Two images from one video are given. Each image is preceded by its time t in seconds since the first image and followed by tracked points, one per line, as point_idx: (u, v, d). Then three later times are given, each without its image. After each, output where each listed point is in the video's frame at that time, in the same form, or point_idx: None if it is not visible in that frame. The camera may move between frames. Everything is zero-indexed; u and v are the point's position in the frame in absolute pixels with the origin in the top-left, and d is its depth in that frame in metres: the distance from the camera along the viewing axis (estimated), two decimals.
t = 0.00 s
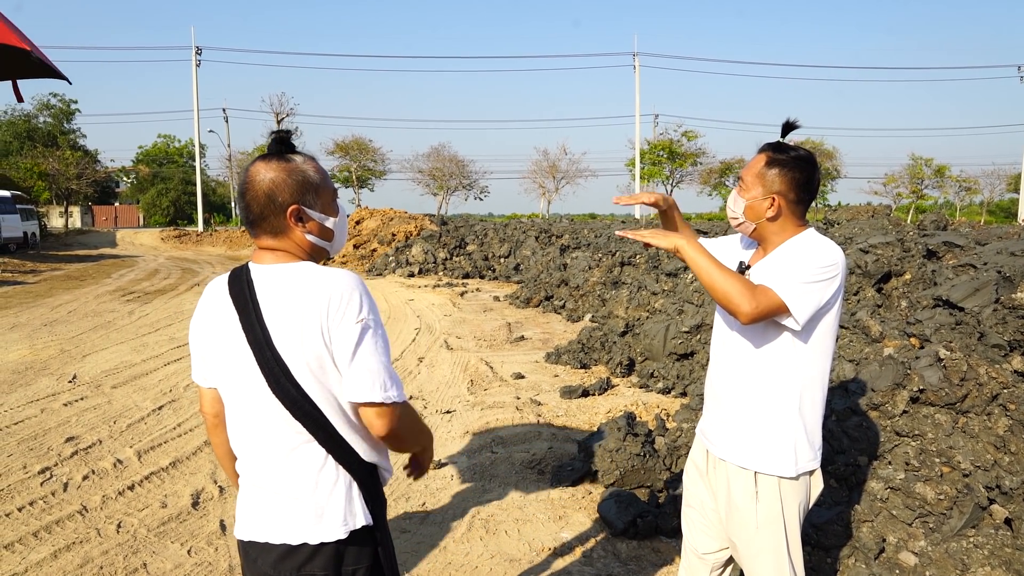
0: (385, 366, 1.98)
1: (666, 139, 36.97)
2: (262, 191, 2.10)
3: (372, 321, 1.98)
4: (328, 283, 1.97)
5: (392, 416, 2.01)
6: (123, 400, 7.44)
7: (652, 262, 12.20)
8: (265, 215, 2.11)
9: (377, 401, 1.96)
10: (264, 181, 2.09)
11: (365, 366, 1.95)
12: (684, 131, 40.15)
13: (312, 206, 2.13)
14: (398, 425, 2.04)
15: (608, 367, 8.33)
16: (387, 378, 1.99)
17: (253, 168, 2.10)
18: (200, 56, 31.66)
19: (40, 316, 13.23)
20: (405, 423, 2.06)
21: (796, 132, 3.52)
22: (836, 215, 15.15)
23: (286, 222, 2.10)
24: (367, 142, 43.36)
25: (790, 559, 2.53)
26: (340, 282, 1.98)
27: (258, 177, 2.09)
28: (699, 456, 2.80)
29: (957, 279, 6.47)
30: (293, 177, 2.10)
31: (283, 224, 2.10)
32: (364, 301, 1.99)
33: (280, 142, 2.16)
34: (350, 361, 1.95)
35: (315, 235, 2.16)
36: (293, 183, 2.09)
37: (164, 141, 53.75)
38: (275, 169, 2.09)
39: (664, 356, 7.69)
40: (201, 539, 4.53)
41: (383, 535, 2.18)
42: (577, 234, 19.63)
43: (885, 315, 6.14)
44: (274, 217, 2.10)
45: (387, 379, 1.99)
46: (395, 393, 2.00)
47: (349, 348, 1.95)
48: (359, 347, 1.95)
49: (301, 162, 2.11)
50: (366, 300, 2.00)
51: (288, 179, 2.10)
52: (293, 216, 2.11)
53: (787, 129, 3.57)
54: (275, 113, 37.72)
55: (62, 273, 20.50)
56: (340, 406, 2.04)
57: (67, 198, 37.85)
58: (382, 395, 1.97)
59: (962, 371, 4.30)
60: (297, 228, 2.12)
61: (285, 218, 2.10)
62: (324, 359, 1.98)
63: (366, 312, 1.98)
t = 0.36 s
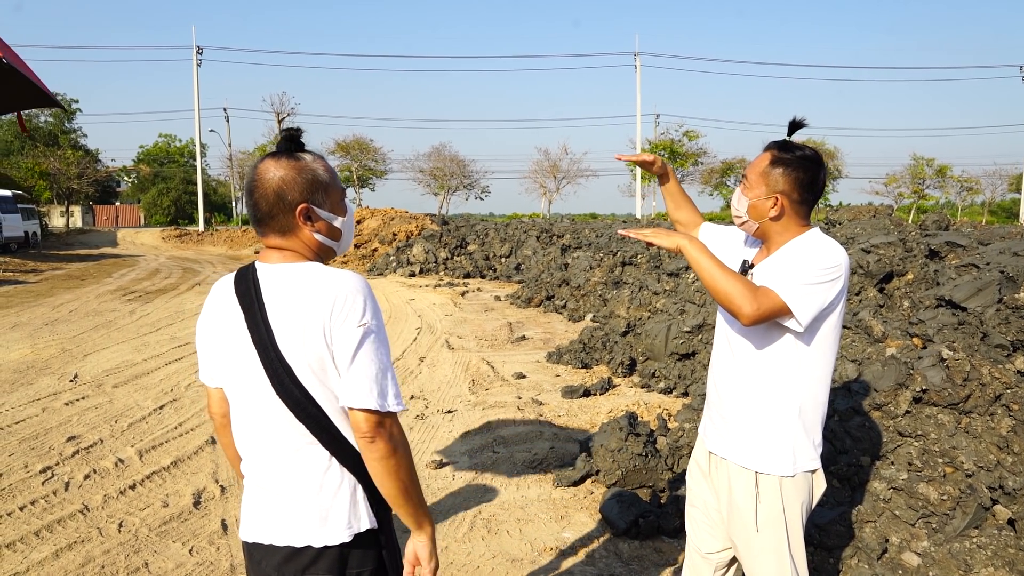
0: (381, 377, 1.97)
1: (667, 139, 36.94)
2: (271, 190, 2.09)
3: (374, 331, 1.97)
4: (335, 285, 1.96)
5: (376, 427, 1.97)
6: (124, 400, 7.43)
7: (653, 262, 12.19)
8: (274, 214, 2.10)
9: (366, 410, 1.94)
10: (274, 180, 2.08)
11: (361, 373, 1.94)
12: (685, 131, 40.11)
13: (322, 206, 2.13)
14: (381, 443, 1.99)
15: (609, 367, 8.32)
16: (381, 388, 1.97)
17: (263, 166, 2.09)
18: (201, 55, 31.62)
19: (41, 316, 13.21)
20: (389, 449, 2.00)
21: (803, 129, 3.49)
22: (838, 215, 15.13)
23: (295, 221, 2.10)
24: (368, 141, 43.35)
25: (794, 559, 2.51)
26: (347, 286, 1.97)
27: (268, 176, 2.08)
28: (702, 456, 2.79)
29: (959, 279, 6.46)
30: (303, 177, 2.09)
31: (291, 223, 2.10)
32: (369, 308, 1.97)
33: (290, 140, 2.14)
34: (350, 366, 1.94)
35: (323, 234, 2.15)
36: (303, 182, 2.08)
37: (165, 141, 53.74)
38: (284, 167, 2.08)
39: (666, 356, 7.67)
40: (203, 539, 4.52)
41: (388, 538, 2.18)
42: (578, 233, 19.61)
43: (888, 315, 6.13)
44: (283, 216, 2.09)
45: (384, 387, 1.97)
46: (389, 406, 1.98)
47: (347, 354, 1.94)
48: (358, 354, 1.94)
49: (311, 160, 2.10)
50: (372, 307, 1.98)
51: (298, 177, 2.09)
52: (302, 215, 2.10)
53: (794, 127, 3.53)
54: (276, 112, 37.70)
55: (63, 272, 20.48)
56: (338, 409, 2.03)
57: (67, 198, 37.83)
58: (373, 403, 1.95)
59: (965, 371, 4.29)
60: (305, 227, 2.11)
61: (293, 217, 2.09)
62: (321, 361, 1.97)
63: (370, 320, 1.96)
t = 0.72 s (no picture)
0: (385, 382, 1.97)
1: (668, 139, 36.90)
2: (275, 191, 2.09)
3: (378, 335, 1.97)
4: (339, 289, 1.96)
5: (381, 429, 1.98)
6: (126, 400, 7.43)
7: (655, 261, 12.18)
8: (278, 215, 2.10)
9: (370, 415, 1.95)
10: (277, 181, 2.08)
11: (366, 378, 1.94)
12: (687, 131, 40.09)
13: (326, 207, 2.13)
14: (386, 445, 1.99)
15: (611, 367, 8.31)
16: (385, 393, 1.97)
17: (267, 167, 2.09)
18: (202, 55, 31.60)
19: (43, 316, 13.22)
20: (393, 450, 2.01)
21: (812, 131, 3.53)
22: (839, 215, 15.11)
23: (299, 222, 2.10)
24: (369, 141, 43.34)
25: (797, 562, 2.51)
26: (351, 290, 1.97)
27: (271, 177, 2.08)
28: (704, 457, 2.79)
29: (961, 279, 6.46)
30: (307, 178, 2.09)
31: (296, 225, 2.10)
32: (373, 312, 1.98)
33: (294, 141, 2.15)
34: (353, 370, 1.94)
35: (328, 235, 2.16)
36: (306, 183, 2.08)
37: (167, 141, 53.74)
38: (289, 168, 2.09)
39: (667, 356, 7.67)
40: (205, 539, 4.53)
41: (391, 542, 2.18)
42: (580, 233, 19.59)
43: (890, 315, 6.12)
44: (287, 217, 2.09)
45: (387, 393, 1.97)
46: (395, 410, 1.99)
47: (352, 359, 1.94)
48: (362, 360, 1.94)
49: (316, 161, 2.10)
50: (376, 311, 1.98)
51: (302, 179, 2.09)
52: (307, 216, 2.10)
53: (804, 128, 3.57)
54: (278, 112, 37.69)
55: (65, 272, 20.50)
56: (341, 412, 2.03)
57: (69, 198, 37.85)
58: (376, 409, 1.95)
59: (968, 371, 4.30)
60: (309, 229, 2.12)
61: (298, 219, 2.10)
62: (324, 365, 1.97)
63: (373, 324, 1.96)
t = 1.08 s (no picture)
0: (391, 380, 1.98)
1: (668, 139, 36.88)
2: (277, 191, 2.10)
3: (383, 334, 1.99)
4: (343, 289, 1.97)
5: (388, 428, 1.99)
6: (127, 400, 7.44)
7: (655, 261, 12.20)
8: (279, 216, 2.11)
9: (378, 413, 1.96)
10: (277, 182, 2.09)
11: (372, 377, 1.96)
12: (687, 132, 40.10)
13: (327, 208, 2.14)
14: (393, 445, 2.01)
15: (612, 367, 8.32)
16: (392, 391, 1.99)
17: (269, 168, 2.10)
18: (203, 55, 31.58)
19: (43, 316, 13.22)
20: (400, 451, 2.02)
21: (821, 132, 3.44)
22: (839, 215, 15.12)
23: (300, 223, 2.11)
24: (369, 141, 43.34)
25: (796, 561, 2.52)
26: (355, 290, 1.98)
27: (271, 178, 2.09)
28: (702, 458, 2.80)
29: (961, 279, 6.46)
30: (309, 178, 2.10)
31: (298, 226, 2.11)
32: (377, 311, 1.99)
33: (296, 142, 2.16)
34: (359, 370, 1.95)
35: (329, 237, 2.17)
36: (307, 184, 2.09)
37: (168, 140, 53.73)
38: (290, 169, 2.10)
39: (668, 356, 7.68)
40: (206, 539, 4.54)
41: (394, 541, 2.19)
42: (580, 233, 19.60)
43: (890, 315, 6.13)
44: (289, 218, 2.10)
45: (392, 392, 1.98)
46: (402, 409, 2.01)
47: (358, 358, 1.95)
48: (368, 358, 1.95)
49: (318, 162, 2.11)
50: (380, 311, 2.00)
51: (304, 179, 2.10)
52: (308, 217, 2.11)
53: (812, 130, 3.51)
54: (279, 112, 37.70)
55: (66, 272, 20.51)
56: (346, 411, 2.04)
57: (70, 198, 37.87)
58: (383, 407, 1.97)
59: (968, 371, 4.31)
60: (310, 229, 2.13)
61: (299, 220, 2.11)
62: (330, 365, 1.98)
63: (378, 323, 1.98)
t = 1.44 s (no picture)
0: (379, 382, 1.98)
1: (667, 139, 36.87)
2: (268, 193, 2.10)
3: (371, 335, 1.98)
4: (331, 291, 1.97)
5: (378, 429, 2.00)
6: (125, 400, 7.45)
7: (654, 262, 12.21)
8: (271, 218, 2.11)
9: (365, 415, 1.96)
10: (267, 184, 2.10)
11: (359, 378, 1.96)
12: (685, 132, 40.11)
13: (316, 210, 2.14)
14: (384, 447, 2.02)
15: (610, 367, 8.33)
16: (380, 392, 1.99)
17: (259, 169, 2.10)
18: (202, 55, 31.56)
19: (42, 316, 13.23)
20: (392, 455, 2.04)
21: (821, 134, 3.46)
22: (838, 215, 15.12)
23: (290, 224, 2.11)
24: (368, 141, 43.35)
25: (793, 560, 2.53)
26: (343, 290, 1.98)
27: (260, 179, 2.10)
28: (699, 457, 2.80)
29: (959, 279, 6.46)
30: (299, 179, 2.11)
31: (289, 227, 2.11)
32: (365, 312, 1.98)
33: (287, 142, 2.16)
34: (348, 373, 1.95)
35: (320, 238, 2.17)
36: (297, 186, 2.10)
37: (166, 140, 53.70)
38: (281, 171, 2.10)
39: (666, 356, 7.69)
40: (204, 539, 4.54)
41: (389, 543, 2.19)
42: (579, 233, 19.61)
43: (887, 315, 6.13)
44: (280, 220, 2.11)
45: (381, 394, 1.99)
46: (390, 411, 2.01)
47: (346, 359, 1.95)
48: (355, 359, 1.95)
49: (308, 163, 2.11)
50: (369, 312, 1.99)
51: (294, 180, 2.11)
52: (299, 219, 2.12)
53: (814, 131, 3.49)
54: (277, 112, 37.68)
55: (64, 273, 20.51)
56: (337, 412, 2.05)
57: (68, 198, 37.87)
58: (371, 408, 1.97)
59: (964, 371, 4.32)
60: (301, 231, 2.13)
61: (291, 221, 2.11)
62: (319, 365, 1.98)
63: (366, 324, 1.97)
